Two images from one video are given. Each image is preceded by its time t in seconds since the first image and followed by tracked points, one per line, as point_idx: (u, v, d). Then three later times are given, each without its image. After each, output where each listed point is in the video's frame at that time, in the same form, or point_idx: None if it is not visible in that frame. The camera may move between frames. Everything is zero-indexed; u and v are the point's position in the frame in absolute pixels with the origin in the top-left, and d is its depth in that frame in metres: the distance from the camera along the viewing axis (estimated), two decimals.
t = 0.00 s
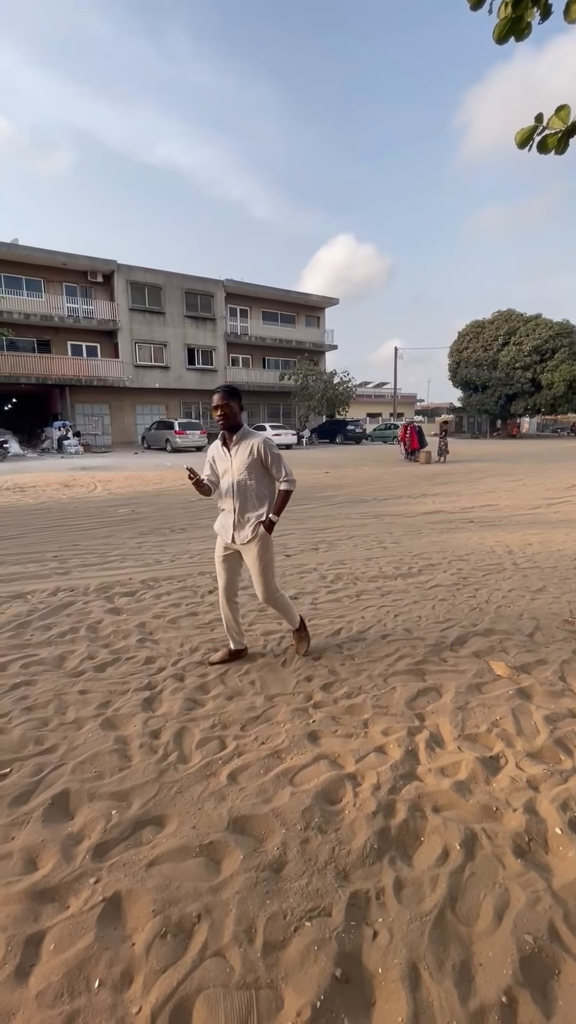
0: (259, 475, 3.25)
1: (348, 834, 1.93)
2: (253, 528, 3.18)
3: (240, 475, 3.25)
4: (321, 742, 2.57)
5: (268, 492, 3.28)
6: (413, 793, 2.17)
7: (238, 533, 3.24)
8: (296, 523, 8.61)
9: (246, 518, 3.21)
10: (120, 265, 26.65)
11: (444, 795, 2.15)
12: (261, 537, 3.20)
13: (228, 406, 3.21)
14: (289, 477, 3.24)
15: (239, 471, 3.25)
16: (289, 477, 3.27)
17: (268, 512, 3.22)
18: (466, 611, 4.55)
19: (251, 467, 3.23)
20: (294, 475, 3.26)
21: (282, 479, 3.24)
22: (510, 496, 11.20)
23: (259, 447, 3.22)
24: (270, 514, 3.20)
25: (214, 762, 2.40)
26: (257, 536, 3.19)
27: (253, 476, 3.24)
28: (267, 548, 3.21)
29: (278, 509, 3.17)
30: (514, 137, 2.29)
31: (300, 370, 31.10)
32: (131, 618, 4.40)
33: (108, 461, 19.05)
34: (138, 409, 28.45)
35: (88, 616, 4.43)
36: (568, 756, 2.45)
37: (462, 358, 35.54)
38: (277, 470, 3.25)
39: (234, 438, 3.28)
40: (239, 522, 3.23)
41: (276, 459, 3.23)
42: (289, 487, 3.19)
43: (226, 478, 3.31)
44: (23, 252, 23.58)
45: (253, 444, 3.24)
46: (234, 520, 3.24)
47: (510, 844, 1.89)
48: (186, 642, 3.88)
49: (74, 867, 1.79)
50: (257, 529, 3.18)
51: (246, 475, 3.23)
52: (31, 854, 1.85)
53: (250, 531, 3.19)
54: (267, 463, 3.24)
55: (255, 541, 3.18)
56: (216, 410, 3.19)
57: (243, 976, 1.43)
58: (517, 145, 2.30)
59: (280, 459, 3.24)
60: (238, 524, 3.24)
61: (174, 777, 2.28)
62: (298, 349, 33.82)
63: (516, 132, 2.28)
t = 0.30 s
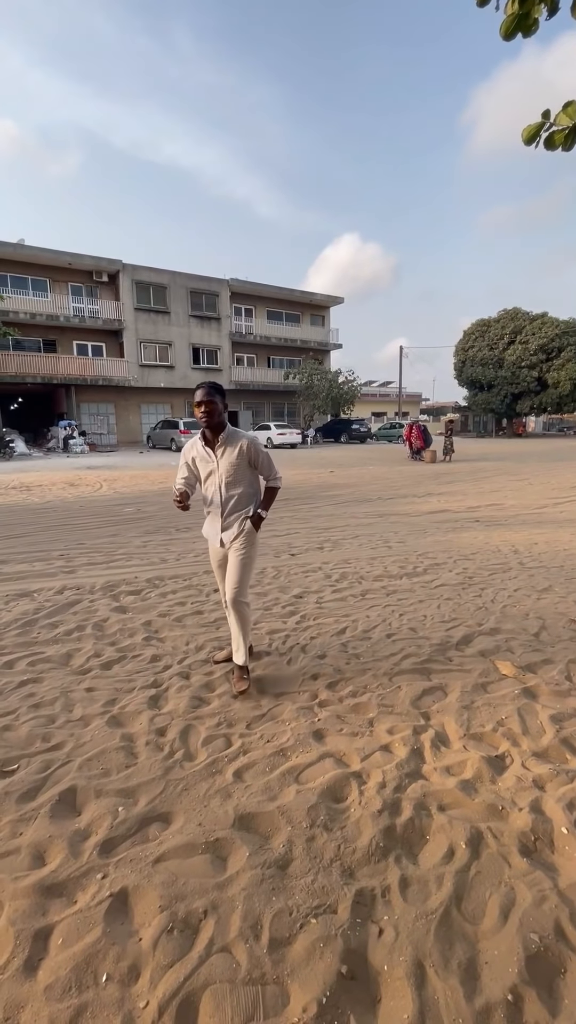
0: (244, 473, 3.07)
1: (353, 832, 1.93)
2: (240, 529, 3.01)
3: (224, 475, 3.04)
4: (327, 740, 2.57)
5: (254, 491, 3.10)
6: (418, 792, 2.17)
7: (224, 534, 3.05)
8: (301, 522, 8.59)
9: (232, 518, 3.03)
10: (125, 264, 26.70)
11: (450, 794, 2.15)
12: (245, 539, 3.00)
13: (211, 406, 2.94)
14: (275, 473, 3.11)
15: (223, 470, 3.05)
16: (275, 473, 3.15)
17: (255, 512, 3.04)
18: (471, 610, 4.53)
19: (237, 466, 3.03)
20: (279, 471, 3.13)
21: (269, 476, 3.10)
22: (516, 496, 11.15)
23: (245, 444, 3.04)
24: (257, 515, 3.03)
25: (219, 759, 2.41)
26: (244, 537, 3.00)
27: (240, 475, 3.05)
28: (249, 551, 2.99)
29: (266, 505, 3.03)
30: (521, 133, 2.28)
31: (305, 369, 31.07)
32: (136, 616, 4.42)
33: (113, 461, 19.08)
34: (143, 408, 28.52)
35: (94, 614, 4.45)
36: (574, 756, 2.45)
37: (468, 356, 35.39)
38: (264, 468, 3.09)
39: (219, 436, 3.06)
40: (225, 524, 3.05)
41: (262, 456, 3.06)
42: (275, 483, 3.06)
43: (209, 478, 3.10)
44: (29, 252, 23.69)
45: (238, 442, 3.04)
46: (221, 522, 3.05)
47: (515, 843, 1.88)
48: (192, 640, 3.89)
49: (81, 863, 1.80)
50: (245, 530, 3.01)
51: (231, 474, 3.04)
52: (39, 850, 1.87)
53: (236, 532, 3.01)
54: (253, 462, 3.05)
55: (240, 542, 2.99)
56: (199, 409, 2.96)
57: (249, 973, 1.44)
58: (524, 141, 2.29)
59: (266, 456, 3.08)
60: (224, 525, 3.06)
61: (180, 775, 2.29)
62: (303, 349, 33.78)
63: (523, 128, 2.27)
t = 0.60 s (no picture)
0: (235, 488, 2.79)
1: (358, 833, 1.93)
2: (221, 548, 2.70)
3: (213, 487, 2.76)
4: (331, 740, 2.57)
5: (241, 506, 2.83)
6: (423, 792, 2.16)
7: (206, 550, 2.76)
8: (305, 522, 8.57)
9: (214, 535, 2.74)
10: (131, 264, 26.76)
11: (455, 795, 2.14)
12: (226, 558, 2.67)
13: (206, 414, 2.66)
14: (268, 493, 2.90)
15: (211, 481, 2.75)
16: (266, 489, 2.91)
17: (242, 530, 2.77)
18: (476, 611, 4.51)
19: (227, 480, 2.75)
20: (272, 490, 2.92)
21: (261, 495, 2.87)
22: (521, 496, 11.09)
23: (239, 457, 2.76)
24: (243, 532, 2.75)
25: (223, 759, 2.40)
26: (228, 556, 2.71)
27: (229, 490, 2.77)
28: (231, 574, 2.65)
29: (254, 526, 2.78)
30: (528, 130, 2.26)
31: (310, 369, 31.03)
32: (141, 615, 4.42)
33: (118, 460, 19.13)
34: (148, 407, 28.57)
35: (99, 613, 4.47)
36: None
37: (473, 355, 35.27)
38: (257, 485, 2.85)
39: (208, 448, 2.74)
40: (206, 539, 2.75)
41: (259, 474, 2.82)
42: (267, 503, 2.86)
43: (193, 488, 2.80)
44: (35, 252, 23.77)
45: (233, 455, 2.74)
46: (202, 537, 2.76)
47: (521, 845, 1.87)
48: (197, 639, 3.89)
49: (86, 861, 1.81)
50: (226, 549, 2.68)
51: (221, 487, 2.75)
52: (44, 848, 1.87)
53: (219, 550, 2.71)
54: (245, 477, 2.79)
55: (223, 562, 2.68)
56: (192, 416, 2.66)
57: (253, 972, 1.44)
58: (531, 138, 2.27)
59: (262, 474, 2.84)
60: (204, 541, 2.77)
61: (184, 774, 2.29)
62: (308, 348, 33.75)
63: (530, 124, 2.25)
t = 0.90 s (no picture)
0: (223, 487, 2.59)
1: (362, 834, 1.92)
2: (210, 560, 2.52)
3: (199, 484, 2.54)
4: (335, 740, 2.56)
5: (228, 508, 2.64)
6: (427, 793, 2.15)
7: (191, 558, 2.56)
8: (310, 522, 8.56)
9: (201, 541, 2.54)
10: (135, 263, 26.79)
11: (459, 796, 2.13)
12: (218, 570, 2.55)
13: (181, 397, 2.48)
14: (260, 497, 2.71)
15: (194, 482, 2.54)
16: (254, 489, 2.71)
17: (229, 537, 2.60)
18: (481, 611, 4.49)
19: (212, 481, 2.54)
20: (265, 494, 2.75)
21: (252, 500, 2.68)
22: (526, 496, 11.04)
23: (225, 455, 2.54)
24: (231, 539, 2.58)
25: (227, 758, 2.40)
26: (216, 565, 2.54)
27: (215, 492, 2.57)
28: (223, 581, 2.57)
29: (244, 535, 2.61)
30: (534, 127, 2.24)
31: (314, 368, 30.99)
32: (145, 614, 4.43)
33: (122, 459, 19.15)
34: (152, 407, 28.62)
35: (103, 611, 4.48)
36: None
37: (478, 354, 35.14)
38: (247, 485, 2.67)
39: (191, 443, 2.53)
40: (190, 544, 2.54)
41: (249, 473, 2.62)
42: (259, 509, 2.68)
43: (174, 490, 2.59)
44: (40, 252, 23.84)
45: (218, 453, 2.53)
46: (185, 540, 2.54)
47: (526, 846, 1.86)
48: (200, 638, 3.90)
49: (89, 859, 1.81)
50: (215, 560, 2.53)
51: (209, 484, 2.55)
52: (48, 847, 1.87)
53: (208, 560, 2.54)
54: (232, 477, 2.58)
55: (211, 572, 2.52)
56: (166, 398, 2.47)
57: (257, 973, 1.43)
58: (536, 136, 2.26)
59: (254, 474, 2.66)
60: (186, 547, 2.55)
61: (188, 773, 2.29)
62: (312, 347, 33.72)
63: (536, 122, 2.24)
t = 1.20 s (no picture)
0: (183, 500, 2.23)
1: (364, 834, 1.91)
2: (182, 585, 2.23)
3: (154, 500, 2.17)
4: (338, 740, 2.56)
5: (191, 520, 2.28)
6: (430, 794, 2.14)
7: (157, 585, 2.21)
8: (313, 521, 8.55)
9: (166, 565, 2.20)
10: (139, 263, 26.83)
11: (463, 796, 2.13)
12: (193, 597, 2.29)
13: (118, 398, 2.09)
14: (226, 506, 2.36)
15: (147, 494, 2.16)
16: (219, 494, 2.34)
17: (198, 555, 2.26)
18: (484, 612, 4.48)
19: (167, 491, 2.17)
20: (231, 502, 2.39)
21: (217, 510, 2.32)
22: (530, 495, 11.00)
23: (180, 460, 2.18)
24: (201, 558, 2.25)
25: (230, 758, 2.40)
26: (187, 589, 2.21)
27: (174, 503, 2.20)
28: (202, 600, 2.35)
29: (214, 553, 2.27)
30: (540, 126, 2.23)
31: (317, 367, 30.96)
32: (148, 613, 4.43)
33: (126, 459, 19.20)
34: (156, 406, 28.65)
35: (107, 610, 4.49)
36: None
37: (482, 354, 35.08)
38: (210, 494, 2.30)
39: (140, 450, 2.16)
40: (155, 571, 2.19)
41: (209, 480, 2.26)
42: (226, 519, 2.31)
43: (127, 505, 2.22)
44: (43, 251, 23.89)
45: (171, 457, 2.17)
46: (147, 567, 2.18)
47: (530, 848, 1.86)
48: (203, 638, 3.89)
49: (92, 859, 1.81)
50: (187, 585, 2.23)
51: (165, 500, 2.17)
52: (51, 845, 1.87)
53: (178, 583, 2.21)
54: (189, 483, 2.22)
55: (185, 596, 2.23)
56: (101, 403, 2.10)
57: (259, 974, 1.43)
58: (541, 134, 2.25)
59: (216, 480, 2.30)
60: (150, 574, 2.19)
61: (190, 773, 2.28)
62: (315, 347, 33.68)
63: (541, 121, 2.23)
